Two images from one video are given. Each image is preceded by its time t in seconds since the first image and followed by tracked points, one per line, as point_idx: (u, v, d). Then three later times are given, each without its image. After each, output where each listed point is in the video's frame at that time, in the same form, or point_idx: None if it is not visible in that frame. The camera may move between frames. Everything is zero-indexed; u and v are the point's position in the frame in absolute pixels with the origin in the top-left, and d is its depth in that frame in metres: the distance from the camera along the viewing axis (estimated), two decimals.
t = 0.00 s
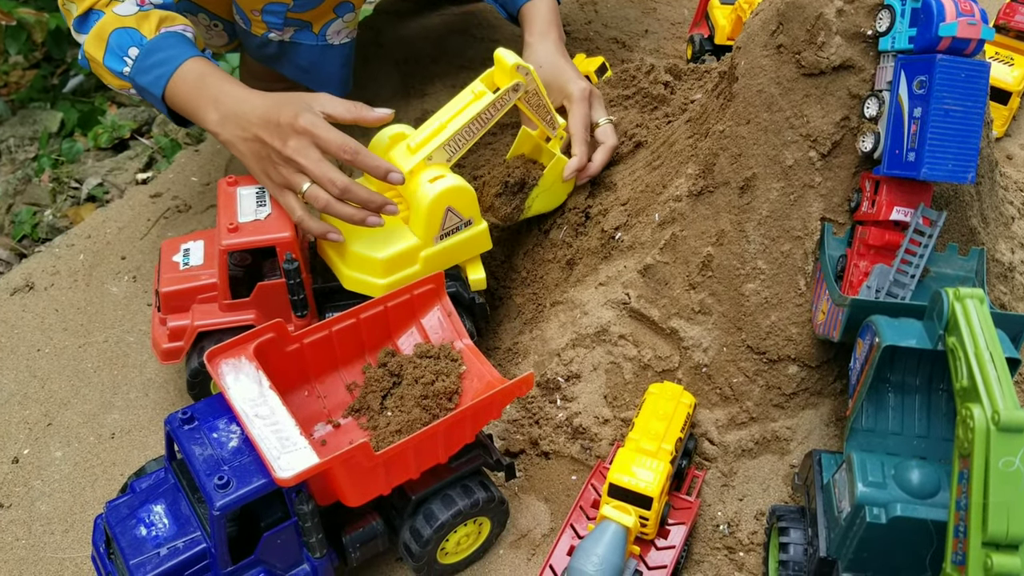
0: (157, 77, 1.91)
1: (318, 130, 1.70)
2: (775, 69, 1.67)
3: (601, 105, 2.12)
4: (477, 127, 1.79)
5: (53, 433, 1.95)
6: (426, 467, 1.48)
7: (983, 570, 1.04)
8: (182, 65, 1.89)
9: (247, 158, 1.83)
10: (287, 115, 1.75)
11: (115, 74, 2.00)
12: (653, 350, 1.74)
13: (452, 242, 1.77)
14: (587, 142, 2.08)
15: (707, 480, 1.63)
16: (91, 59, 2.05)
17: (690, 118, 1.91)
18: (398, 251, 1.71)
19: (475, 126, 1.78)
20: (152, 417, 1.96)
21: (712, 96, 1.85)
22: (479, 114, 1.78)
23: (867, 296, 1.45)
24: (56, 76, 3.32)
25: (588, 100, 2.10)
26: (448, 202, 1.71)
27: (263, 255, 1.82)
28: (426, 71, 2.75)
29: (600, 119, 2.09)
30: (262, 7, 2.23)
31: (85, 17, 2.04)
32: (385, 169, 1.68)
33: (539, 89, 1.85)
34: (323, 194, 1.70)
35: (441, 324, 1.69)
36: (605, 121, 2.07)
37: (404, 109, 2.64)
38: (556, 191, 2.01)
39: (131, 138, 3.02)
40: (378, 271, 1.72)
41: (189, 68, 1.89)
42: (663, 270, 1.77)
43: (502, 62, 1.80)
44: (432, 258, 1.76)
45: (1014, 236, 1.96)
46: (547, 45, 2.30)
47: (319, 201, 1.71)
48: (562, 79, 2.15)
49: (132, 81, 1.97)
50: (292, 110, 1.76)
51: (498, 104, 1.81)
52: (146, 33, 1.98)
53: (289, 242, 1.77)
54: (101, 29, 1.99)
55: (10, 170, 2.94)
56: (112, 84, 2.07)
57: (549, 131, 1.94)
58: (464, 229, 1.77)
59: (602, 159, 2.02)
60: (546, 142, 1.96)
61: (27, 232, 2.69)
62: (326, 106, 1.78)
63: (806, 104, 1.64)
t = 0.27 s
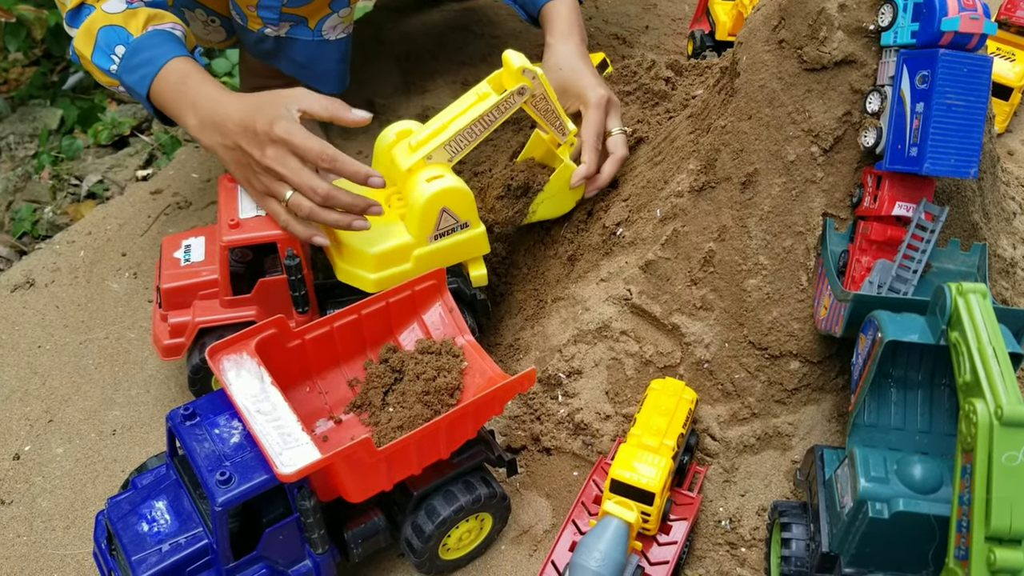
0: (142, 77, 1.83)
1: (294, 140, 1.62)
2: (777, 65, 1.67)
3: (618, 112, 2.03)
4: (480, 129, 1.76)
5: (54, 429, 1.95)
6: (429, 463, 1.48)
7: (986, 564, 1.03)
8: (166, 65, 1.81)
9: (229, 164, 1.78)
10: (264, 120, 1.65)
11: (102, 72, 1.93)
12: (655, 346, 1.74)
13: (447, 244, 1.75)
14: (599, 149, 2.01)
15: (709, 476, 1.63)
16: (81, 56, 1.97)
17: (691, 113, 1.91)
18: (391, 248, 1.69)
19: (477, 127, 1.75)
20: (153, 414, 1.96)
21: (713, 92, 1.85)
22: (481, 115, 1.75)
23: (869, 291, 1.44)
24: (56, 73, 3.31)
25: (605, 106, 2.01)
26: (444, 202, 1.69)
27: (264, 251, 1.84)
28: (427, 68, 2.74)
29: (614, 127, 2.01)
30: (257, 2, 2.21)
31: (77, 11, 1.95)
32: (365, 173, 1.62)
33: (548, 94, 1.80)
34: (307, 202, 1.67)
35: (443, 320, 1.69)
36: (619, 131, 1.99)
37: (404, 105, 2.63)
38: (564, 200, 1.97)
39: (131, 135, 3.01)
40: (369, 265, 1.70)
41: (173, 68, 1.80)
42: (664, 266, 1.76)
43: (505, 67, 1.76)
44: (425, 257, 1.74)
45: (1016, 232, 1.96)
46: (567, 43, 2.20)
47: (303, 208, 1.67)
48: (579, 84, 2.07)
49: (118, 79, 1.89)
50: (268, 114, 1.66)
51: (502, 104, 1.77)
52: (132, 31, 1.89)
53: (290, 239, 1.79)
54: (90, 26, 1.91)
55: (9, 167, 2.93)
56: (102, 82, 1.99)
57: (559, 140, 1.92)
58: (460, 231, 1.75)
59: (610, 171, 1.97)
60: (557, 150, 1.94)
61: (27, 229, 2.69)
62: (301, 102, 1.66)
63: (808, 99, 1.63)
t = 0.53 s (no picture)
0: (130, 74, 1.83)
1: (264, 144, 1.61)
2: (778, 61, 1.67)
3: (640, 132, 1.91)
4: (474, 138, 1.70)
5: (54, 427, 1.94)
6: (430, 460, 1.48)
7: (988, 560, 1.03)
8: (153, 63, 1.81)
9: (204, 165, 1.78)
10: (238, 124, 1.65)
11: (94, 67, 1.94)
12: (656, 343, 1.74)
13: (429, 249, 1.74)
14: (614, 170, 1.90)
15: (710, 472, 1.63)
16: (77, 54, 2.00)
17: (692, 110, 1.91)
18: (372, 243, 1.71)
19: (470, 137, 1.70)
20: (154, 411, 1.96)
21: (714, 89, 1.85)
22: (475, 125, 1.68)
23: (871, 288, 1.44)
24: (54, 71, 3.31)
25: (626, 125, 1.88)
26: (427, 207, 1.68)
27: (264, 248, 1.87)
28: (426, 66, 2.74)
29: (633, 149, 1.90)
30: None
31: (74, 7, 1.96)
32: (333, 184, 1.61)
33: (548, 110, 1.71)
34: (275, 207, 1.65)
35: (444, 317, 1.69)
36: (637, 153, 1.88)
37: (404, 103, 2.63)
38: (570, 219, 1.90)
39: (130, 133, 3.01)
40: (350, 256, 1.73)
41: (159, 66, 1.81)
42: (665, 263, 1.76)
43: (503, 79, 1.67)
44: (407, 258, 1.75)
45: (1016, 228, 1.96)
46: (598, 52, 2.06)
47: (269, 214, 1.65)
48: (602, 100, 1.94)
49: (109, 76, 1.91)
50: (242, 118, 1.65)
51: (496, 114, 1.69)
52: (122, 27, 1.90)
53: (288, 236, 1.80)
54: (83, 23, 1.92)
55: (8, 165, 2.93)
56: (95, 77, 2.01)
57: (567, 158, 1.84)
58: (445, 239, 1.75)
59: (621, 196, 1.87)
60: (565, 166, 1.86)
61: (27, 227, 2.68)
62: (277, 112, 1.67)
63: (809, 95, 1.63)
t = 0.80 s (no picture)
0: (128, 57, 1.84)
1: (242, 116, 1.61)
2: (782, 55, 1.66)
3: (641, 158, 1.86)
4: (477, 141, 1.66)
5: (56, 419, 1.94)
6: (433, 452, 1.48)
7: (990, 554, 1.03)
8: (151, 45, 1.82)
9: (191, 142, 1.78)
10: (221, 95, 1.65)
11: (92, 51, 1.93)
12: (658, 337, 1.74)
13: (422, 246, 1.72)
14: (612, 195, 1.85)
15: (711, 466, 1.64)
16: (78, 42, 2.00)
17: (695, 104, 1.90)
18: (364, 232, 1.71)
19: (471, 140, 1.65)
20: (155, 403, 1.96)
21: (717, 82, 1.84)
22: (478, 129, 1.63)
23: (874, 282, 1.44)
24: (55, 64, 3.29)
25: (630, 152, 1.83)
26: (421, 205, 1.66)
27: (265, 241, 1.86)
28: (429, 59, 2.73)
29: (633, 175, 1.85)
30: None
31: None
32: (310, 154, 1.59)
33: (553, 123, 1.64)
34: (256, 180, 1.65)
35: (445, 310, 1.69)
36: (636, 180, 1.84)
37: (406, 96, 2.62)
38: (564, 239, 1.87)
39: (132, 126, 3.00)
40: (344, 242, 1.73)
41: (158, 48, 1.81)
42: (668, 256, 1.76)
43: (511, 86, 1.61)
44: (399, 252, 1.73)
45: (1019, 224, 1.95)
46: (608, 71, 1.99)
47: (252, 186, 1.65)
48: (607, 122, 1.88)
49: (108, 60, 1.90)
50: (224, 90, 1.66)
51: (498, 122, 1.63)
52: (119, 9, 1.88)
53: (291, 228, 1.79)
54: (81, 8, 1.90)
55: (9, 158, 2.92)
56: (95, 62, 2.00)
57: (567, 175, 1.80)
58: (437, 238, 1.72)
59: (615, 222, 1.83)
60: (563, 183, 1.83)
61: (28, 220, 2.68)
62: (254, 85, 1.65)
63: (813, 89, 1.63)
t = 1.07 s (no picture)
0: (127, 48, 2.00)
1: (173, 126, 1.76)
2: (785, 53, 1.66)
3: (648, 174, 1.78)
4: (468, 142, 1.65)
5: (56, 413, 1.94)
6: (434, 449, 1.48)
7: (991, 552, 1.03)
8: (149, 40, 1.97)
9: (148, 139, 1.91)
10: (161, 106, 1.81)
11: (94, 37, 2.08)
12: (659, 334, 1.74)
13: (409, 245, 1.70)
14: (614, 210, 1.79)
15: (712, 465, 1.63)
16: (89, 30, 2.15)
17: (698, 102, 1.90)
18: (354, 222, 1.71)
19: (463, 139, 1.64)
20: (155, 398, 1.96)
21: (720, 80, 1.84)
22: (469, 129, 1.62)
23: (876, 280, 1.45)
24: (57, 58, 3.29)
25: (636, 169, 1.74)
26: (408, 202, 1.64)
27: (266, 236, 1.87)
28: (431, 56, 2.73)
29: (638, 192, 1.77)
30: None
31: None
32: (214, 171, 1.73)
33: (543, 128, 1.62)
34: (169, 165, 1.77)
35: (447, 306, 1.68)
36: (641, 198, 1.76)
37: (408, 93, 2.62)
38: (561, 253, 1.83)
39: (133, 121, 3.00)
40: (335, 230, 1.74)
41: (152, 43, 1.97)
42: (670, 254, 1.76)
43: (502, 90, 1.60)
44: (389, 247, 1.72)
45: (1021, 224, 1.95)
46: (626, 77, 1.88)
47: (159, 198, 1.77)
48: (618, 134, 1.79)
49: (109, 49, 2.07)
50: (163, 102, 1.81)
51: (487, 123, 1.61)
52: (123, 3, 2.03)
53: (293, 224, 1.77)
54: None
55: (10, 152, 2.91)
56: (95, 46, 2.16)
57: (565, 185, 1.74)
58: (426, 238, 1.69)
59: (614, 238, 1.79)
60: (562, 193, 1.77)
61: (28, 214, 2.67)
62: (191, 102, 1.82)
63: (816, 87, 1.63)
